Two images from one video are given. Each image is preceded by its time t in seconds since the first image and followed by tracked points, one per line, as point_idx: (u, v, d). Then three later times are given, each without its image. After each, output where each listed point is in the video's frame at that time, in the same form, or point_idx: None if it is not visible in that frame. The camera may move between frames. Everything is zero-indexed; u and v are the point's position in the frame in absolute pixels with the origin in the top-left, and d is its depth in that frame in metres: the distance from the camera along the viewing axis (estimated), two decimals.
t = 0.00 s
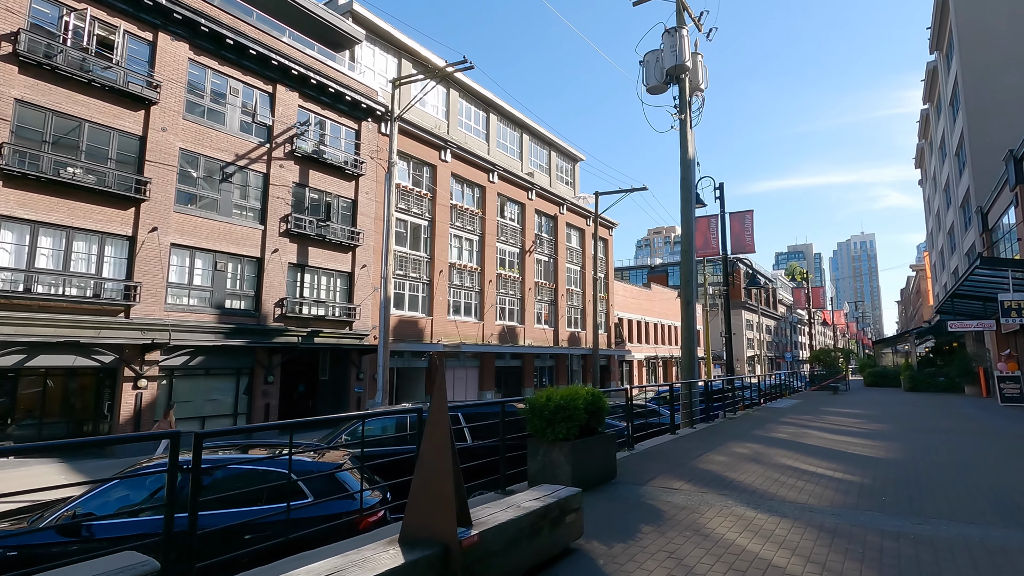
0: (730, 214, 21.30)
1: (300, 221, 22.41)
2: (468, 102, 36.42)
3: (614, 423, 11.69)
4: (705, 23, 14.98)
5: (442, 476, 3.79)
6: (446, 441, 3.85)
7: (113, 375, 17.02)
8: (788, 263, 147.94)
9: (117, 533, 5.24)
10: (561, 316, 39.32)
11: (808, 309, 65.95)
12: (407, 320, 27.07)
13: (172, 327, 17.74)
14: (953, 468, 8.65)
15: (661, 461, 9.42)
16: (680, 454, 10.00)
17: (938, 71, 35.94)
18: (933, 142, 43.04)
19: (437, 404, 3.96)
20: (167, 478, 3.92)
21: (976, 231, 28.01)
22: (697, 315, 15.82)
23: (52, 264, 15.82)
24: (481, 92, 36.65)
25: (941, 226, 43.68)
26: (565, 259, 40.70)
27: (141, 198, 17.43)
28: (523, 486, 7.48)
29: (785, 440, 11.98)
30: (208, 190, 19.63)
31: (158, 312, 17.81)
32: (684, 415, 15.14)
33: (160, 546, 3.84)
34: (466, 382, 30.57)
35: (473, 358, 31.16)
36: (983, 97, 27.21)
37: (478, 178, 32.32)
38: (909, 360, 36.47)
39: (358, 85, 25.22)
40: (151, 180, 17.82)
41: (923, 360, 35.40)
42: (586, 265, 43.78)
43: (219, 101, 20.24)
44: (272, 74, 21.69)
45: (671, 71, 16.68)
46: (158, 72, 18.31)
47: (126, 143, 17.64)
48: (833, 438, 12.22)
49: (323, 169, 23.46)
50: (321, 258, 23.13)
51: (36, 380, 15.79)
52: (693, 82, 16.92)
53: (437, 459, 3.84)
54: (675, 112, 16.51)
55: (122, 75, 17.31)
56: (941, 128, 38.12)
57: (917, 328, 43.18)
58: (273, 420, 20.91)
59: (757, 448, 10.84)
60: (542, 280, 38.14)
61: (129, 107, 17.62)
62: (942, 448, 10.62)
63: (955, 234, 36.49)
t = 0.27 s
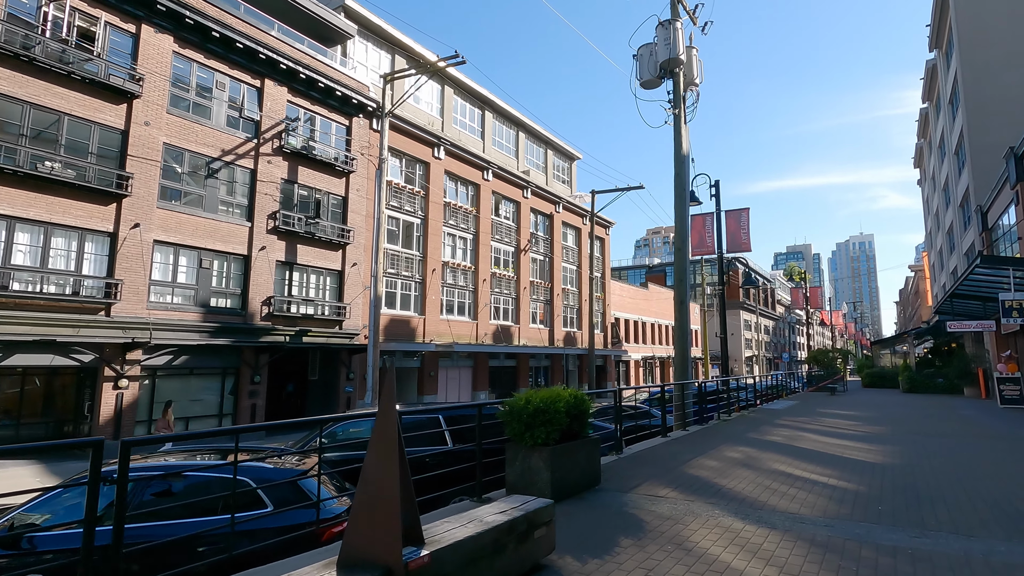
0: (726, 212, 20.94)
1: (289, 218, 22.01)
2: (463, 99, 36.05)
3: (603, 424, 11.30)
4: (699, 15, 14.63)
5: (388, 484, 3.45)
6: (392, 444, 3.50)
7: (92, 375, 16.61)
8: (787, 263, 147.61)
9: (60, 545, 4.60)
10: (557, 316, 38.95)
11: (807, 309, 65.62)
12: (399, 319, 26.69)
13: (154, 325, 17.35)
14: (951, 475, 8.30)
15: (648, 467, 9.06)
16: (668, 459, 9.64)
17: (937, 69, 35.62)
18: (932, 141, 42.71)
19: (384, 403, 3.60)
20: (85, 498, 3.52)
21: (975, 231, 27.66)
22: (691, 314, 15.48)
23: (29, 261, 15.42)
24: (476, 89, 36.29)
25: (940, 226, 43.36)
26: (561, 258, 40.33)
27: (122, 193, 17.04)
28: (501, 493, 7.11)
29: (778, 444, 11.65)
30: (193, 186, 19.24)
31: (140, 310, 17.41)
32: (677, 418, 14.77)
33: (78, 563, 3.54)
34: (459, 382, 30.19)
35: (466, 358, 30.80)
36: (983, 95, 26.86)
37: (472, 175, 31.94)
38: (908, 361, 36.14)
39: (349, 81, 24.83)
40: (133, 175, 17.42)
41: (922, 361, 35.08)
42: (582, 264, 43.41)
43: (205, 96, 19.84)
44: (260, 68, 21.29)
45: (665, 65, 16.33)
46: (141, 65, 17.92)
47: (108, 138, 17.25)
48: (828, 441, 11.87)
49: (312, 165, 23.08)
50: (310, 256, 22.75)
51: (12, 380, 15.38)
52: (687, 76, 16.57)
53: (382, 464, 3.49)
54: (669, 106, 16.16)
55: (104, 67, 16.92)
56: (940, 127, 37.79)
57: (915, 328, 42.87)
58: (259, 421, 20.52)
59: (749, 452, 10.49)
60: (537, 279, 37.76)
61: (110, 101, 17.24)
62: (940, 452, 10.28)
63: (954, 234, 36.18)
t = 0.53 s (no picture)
0: (723, 211, 20.59)
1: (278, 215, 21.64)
2: (459, 97, 35.69)
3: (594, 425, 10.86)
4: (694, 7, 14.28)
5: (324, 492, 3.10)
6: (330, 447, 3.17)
7: (72, 375, 16.22)
8: (786, 264, 147.30)
9: None
10: (553, 316, 38.58)
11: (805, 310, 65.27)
12: (391, 319, 26.31)
13: (137, 324, 16.96)
14: (952, 481, 7.93)
15: (636, 472, 8.67)
16: (659, 464, 9.29)
17: (937, 68, 35.30)
18: (932, 140, 42.41)
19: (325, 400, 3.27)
20: None
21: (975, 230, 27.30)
22: (685, 313, 15.11)
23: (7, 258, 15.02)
24: (472, 87, 35.94)
25: (940, 226, 43.02)
26: (558, 258, 39.95)
27: (105, 189, 16.67)
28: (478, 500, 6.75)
29: (774, 447, 11.26)
30: (179, 183, 18.88)
31: (123, 309, 17.03)
32: (670, 419, 14.40)
33: None
34: (453, 383, 29.80)
35: (460, 359, 30.41)
36: (984, 93, 26.51)
37: (467, 173, 31.56)
38: (907, 362, 35.80)
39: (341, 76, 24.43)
40: (115, 170, 17.04)
41: (921, 363, 34.72)
42: (579, 264, 43.06)
43: (191, 90, 19.47)
44: (248, 62, 20.92)
45: (660, 59, 15.98)
46: (125, 58, 17.54)
47: (90, 132, 16.87)
48: (824, 444, 11.50)
49: (302, 162, 22.71)
50: (300, 254, 22.35)
51: None
52: (682, 70, 16.23)
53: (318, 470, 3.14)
54: (663, 102, 15.82)
55: (87, 60, 16.54)
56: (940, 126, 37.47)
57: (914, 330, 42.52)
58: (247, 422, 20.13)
59: (743, 456, 10.11)
60: (533, 279, 37.38)
61: (93, 94, 16.87)
62: (942, 457, 9.90)
63: (954, 234, 35.84)
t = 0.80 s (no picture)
0: (718, 208, 20.23)
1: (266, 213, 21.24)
2: (453, 94, 35.31)
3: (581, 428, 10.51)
4: None
5: (243, 510, 2.69)
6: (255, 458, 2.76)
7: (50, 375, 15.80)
8: (784, 265, 147.04)
9: None
10: (549, 316, 38.22)
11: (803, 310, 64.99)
12: (383, 318, 25.92)
13: (118, 323, 16.55)
14: (954, 488, 7.56)
15: (622, 478, 8.29)
16: (647, 469, 8.92)
17: (936, 65, 34.98)
18: (930, 139, 42.12)
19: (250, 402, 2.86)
20: None
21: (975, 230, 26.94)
22: (679, 312, 14.75)
23: None
24: (466, 84, 35.57)
25: (938, 226, 42.74)
26: (553, 258, 39.60)
27: (84, 184, 16.26)
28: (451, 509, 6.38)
29: (768, 450, 10.90)
30: (163, 179, 18.48)
31: (103, 307, 16.62)
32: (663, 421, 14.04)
33: None
34: (446, 383, 29.43)
35: (454, 359, 30.02)
36: (984, 90, 26.17)
37: (460, 171, 31.19)
38: (905, 363, 35.48)
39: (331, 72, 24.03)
40: (96, 165, 16.64)
41: (919, 363, 34.41)
42: (575, 263, 42.70)
43: (176, 84, 19.07)
44: (235, 56, 20.52)
45: (653, 52, 15.63)
46: (106, 51, 17.14)
47: (70, 126, 16.48)
48: (821, 448, 11.13)
49: (291, 159, 22.32)
50: (288, 252, 21.95)
51: None
52: (676, 64, 15.88)
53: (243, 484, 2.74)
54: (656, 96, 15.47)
55: (67, 52, 16.13)
56: (939, 125, 37.17)
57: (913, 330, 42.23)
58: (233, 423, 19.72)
59: (736, 460, 9.74)
60: (528, 279, 37.01)
61: (73, 87, 16.47)
62: (942, 461, 9.53)
63: (952, 234, 35.53)
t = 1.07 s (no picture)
0: (713, 204, 19.88)
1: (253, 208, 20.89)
2: (447, 90, 34.92)
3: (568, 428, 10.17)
4: None
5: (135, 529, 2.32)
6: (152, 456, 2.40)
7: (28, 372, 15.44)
8: (783, 264, 146.78)
9: None
10: (544, 314, 37.87)
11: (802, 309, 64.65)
12: (374, 316, 25.56)
13: (99, 319, 16.20)
14: (953, 493, 7.20)
15: (606, 481, 7.95)
16: (633, 471, 8.59)
17: (936, 62, 34.64)
18: (929, 137, 41.79)
19: (155, 392, 2.51)
20: None
21: (974, 227, 26.60)
22: (672, 310, 14.41)
23: None
24: (461, 80, 35.19)
25: (937, 224, 42.42)
26: (549, 255, 39.25)
27: (64, 178, 15.91)
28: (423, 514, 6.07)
29: (761, 452, 10.56)
30: (147, 173, 18.11)
31: (84, 304, 16.26)
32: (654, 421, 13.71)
33: None
34: (439, 382, 29.09)
35: (447, 357, 29.67)
36: (983, 86, 25.84)
37: (454, 168, 30.80)
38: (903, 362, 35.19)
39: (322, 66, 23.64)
40: (76, 158, 16.27)
41: (918, 362, 34.12)
42: (571, 261, 42.35)
43: (160, 76, 18.67)
44: (222, 48, 20.13)
45: (646, 43, 15.27)
46: (87, 41, 16.74)
47: (49, 119, 16.10)
48: (815, 449, 10.78)
49: (280, 154, 21.94)
50: (277, 249, 21.58)
51: None
52: (670, 55, 15.52)
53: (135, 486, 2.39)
54: (650, 88, 15.11)
55: (46, 42, 15.74)
56: (938, 122, 36.82)
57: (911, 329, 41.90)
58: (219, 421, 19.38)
59: (726, 462, 9.40)
60: (523, 277, 36.66)
61: (52, 78, 16.08)
62: (941, 464, 9.18)
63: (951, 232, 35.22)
